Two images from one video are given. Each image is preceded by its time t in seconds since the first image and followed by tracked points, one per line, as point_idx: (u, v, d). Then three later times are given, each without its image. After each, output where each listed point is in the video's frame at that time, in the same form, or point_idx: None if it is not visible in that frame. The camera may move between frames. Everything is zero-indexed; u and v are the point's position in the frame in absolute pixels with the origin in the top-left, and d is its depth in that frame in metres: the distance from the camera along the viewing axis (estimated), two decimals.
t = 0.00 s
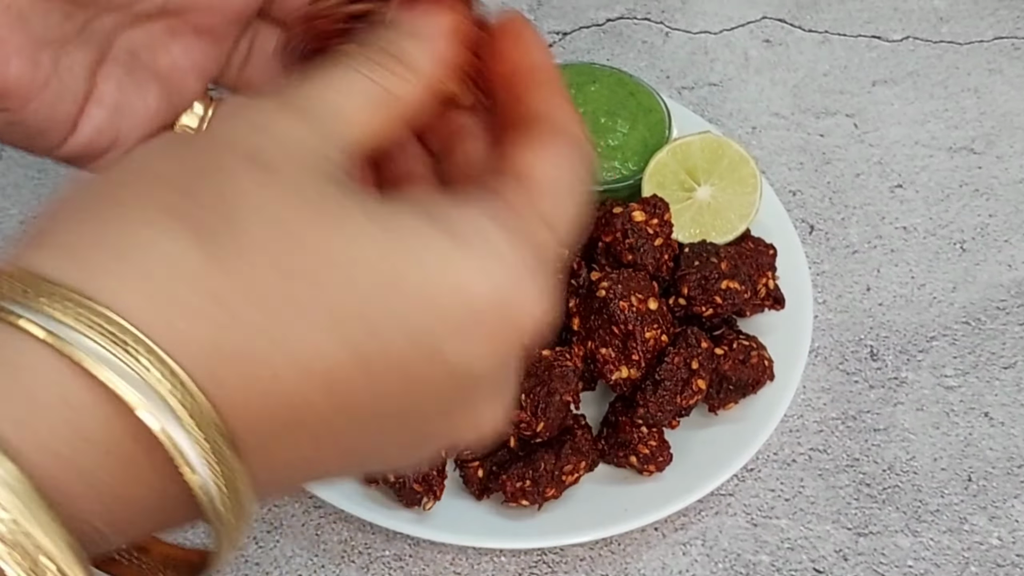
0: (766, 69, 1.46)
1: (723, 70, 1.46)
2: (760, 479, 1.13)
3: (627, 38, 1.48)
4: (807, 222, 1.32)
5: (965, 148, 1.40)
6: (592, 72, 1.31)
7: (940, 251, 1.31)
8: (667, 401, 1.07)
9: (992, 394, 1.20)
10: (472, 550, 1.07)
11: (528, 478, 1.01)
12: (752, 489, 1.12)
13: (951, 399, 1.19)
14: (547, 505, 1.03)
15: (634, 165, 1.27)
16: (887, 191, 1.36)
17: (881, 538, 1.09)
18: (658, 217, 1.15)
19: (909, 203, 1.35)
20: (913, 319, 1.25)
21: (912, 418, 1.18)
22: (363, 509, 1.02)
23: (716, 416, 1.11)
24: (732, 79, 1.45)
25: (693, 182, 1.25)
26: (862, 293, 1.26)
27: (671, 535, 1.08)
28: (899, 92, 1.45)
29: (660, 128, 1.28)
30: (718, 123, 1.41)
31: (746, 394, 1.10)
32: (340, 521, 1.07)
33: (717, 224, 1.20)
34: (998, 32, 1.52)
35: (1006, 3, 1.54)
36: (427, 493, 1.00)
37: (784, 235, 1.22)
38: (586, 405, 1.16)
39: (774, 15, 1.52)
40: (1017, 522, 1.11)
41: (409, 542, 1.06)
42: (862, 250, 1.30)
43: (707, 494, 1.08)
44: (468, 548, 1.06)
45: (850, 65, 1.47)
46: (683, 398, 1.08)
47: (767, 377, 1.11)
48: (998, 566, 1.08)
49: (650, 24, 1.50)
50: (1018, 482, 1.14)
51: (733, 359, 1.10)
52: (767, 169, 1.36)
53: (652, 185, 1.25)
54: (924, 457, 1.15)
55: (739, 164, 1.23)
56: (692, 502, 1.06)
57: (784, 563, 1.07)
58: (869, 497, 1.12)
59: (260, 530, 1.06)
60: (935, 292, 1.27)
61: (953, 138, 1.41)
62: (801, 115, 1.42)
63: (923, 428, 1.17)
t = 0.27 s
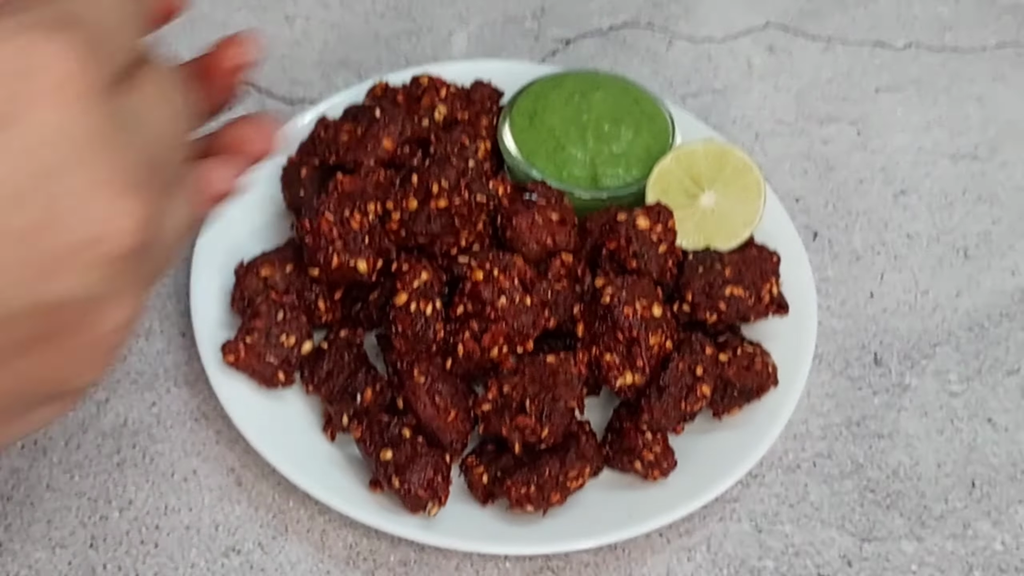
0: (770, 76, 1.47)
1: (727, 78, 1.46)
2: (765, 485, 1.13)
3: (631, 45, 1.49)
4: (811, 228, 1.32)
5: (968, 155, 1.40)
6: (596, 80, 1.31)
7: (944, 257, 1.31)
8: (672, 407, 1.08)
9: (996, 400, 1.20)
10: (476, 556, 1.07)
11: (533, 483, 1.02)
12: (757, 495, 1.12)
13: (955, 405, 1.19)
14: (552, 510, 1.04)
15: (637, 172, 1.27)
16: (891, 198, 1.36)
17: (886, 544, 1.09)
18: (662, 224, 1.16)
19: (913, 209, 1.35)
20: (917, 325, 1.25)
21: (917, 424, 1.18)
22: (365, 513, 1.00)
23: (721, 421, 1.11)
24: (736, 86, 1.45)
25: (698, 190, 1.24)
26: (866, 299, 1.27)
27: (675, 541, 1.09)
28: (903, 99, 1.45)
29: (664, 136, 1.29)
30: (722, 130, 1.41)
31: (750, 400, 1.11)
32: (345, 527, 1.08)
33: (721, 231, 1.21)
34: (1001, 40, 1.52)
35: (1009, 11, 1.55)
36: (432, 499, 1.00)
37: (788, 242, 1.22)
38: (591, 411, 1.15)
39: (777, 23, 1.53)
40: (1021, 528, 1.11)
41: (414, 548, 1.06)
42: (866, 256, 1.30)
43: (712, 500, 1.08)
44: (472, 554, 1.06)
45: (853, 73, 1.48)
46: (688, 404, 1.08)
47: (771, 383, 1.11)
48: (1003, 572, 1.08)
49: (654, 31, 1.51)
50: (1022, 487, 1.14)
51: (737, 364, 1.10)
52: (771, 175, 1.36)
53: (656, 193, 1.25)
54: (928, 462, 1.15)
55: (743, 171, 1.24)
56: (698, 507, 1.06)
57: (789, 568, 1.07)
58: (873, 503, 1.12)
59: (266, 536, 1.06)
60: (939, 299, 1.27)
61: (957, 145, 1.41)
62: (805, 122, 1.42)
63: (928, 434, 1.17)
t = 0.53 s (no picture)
0: (769, 77, 1.47)
1: (726, 79, 1.46)
2: (764, 486, 1.13)
3: (629, 47, 1.49)
4: (810, 229, 1.32)
5: (967, 156, 1.40)
6: (595, 81, 1.31)
7: (943, 258, 1.31)
8: (671, 408, 1.07)
9: (994, 401, 1.20)
10: (475, 558, 1.06)
11: (532, 485, 1.02)
12: (756, 496, 1.12)
13: (954, 406, 1.19)
14: (550, 512, 1.03)
15: (637, 173, 1.27)
16: (890, 199, 1.36)
17: (885, 545, 1.09)
18: (661, 225, 1.16)
19: (912, 210, 1.35)
20: (916, 326, 1.25)
21: (915, 425, 1.18)
22: (363, 515, 1.00)
23: (720, 422, 1.11)
24: (735, 87, 1.45)
25: (696, 191, 1.24)
26: (865, 301, 1.27)
27: (674, 542, 1.09)
28: (901, 100, 1.45)
29: (663, 136, 1.29)
30: (721, 131, 1.41)
31: (749, 400, 1.11)
32: (343, 529, 1.07)
33: (720, 231, 1.21)
34: (999, 41, 1.52)
35: (1007, 12, 1.55)
36: (431, 500, 1.00)
37: (787, 243, 1.22)
38: (590, 412, 1.16)
39: (776, 24, 1.53)
40: (1020, 529, 1.11)
41: (413, 549, 1.06)
42: (865, 258, 1.30)
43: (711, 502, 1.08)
44: (471, 556, 1.06)
45: (851, 74, 1.48)
46: (687, 405, 1.08)
47: (770, 384, 1.11)
48: (1002, 573, 1.08)
49: (652, 33, 1.51)
50: (1021, 489, 1.14)
51: (736, 365, 1.10)
52: (769, 176, 1.36)
53: (656, 194, 1.24)
54: (926, 464, 1.15)
55: (742, 172, 1.24)
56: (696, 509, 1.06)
57: (789, 570, 1.07)
58: (872, 504, 1.12)
59: (265, 538, 1.06)
60: (937, 300, 1.27)
61: (955, 145, 1.41)
62: (804, 123, 1.42)
63: (927, 435, 1.17)
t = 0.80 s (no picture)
0: (770, 89, 1.47)
1: (727, 90, 1.47)
2: (765, 497, 1.13)
3: (631, 58, 1.50)
4: (811, 240, 1.32)
5: (968, 167, 1.41)
6: (597, 92, 1.32)
7: (944, 270, 1.31)
8: (672, 419, 1.08)
9: (996, 412, 1.20)
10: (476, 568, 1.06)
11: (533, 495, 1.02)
12: (757, 507, 1.12)
13: (956, 417, 1.19)
14: (552, 524, 1.03)
15: (638, 184, 1.28)
16: (891, 210, 1.36)
17: (887, 556, 1.09)
18: (662, 235, 1.16)
19: (914, 222, 1.35)
20: (917, 337, 1.25)
21: (917, 436, 1.18)
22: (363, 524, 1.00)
23: (721, 433, 1.11)
24: (736, 98, 1.46)
25: (698, 202, 1.25)
26: (866, 312, 1.27)
27: (675, 553, 1.08)
28: (902, 112, 1.46)
29: (665, 147, 1.30)
30: (722, 142, 1.41)
31: (751, 412, 1.10)
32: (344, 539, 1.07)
33: (721, 242, 1.21)
34: (1001, 53, 1.53)
35: (1008, 24, 1.56)
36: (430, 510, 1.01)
37: (787, 254, 1.22)
38: (591, 423, 1.16)
39: (777, 36, 1.53)
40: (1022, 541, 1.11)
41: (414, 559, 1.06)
42: (867, 269, 1.30)
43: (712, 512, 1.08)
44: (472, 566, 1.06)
45: (853, 86, 1.48)
46: (688, 415, 1.08)
47: (771, 396, 1.11)
48: None
49: (655, 44, 1.51)
50: None
51: (737, 376, 1.10)
52: (771, 187, 1.37)
53: (657, 205, 1.25)
54: (928, 474, 1.15)
55: (743, 183, 1.25)
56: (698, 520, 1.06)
57: None
58: (874, 515, 1.12)
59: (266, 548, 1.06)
60: (939, 311, 1.27)
61: (956, 157, 1.42)
62: (805, 135, 1.43)
63: (928, 446, 1.17)
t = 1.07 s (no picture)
0: (771, 91, 1.47)
1: (728, 92, 1.47)
2: (767, 498, 1.12)
3: (632, 60, 1.50)
4: (812, 242, 1.32)
5: (969, 170, 1.41)
6: (598, 94, 1.32)
7: (945, 272, 1.31)
8: (673, 420, 1.07)
9: (997, 414, 1.20)
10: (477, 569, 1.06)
11: (534, 496, 1.01)
12: (758, 508, 1.12)
13: (957, 419, 1.19)
14: (552, 524, 1.03)
15: (639, 185, 1.28)
16: (892, 212, 1.36)
17: (888, 557, 1.09)
18: (664, 236, 1.15)
19: (915, 223, 1.35)
20: (918, 339, 1.25)
21: (918, 438, 1.18)
22: (359, 522, 1.02)
23: (722, 434, 1.11)
24: (737, 100, 1.46)
25: (698, 203, 1.25)
26: (867, 313, 1.27)
27: (676, 554, 1.08)
28: (903, 114, 1.46)
29: (666, 148, 1.30)
30: (724, 144, 1.41)
31: (751, 413, 1.11)
32: (345, 539, 1.07)
33: (722, 244, 1.21)
34: (1002, 55, 1.53)
35: (1009, 26, 1.56)
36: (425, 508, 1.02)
37: (788, 256, 1.22)
38: (592, 424, 1.16)
39: (778, 38, 1.53)
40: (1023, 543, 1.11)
41: (415, 560, 1.06)
42: (868, 271, 1.30)
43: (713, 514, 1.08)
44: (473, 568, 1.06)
45: (854, 88, 1.48)
46: (689, 416, 1.07)
47: (772, 397, 1.11)
48: None
49: (656, 46, 1.52)
50: None
51: (738, 377, 1.10)
52: (772, 189, 1.37)
53: (658, 206, 1.25)
54: (929, 476, 1.15)
55: (744, 185, 1.25)
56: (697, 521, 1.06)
57: None
58: (875, 516, 1.12)
59: (267, 549, 1.06)
60: (939, 313, 1.27)
61: (957, 159, 1.42)
62: (806, 137, 1.43)
63: (929, 447, 1.17)
